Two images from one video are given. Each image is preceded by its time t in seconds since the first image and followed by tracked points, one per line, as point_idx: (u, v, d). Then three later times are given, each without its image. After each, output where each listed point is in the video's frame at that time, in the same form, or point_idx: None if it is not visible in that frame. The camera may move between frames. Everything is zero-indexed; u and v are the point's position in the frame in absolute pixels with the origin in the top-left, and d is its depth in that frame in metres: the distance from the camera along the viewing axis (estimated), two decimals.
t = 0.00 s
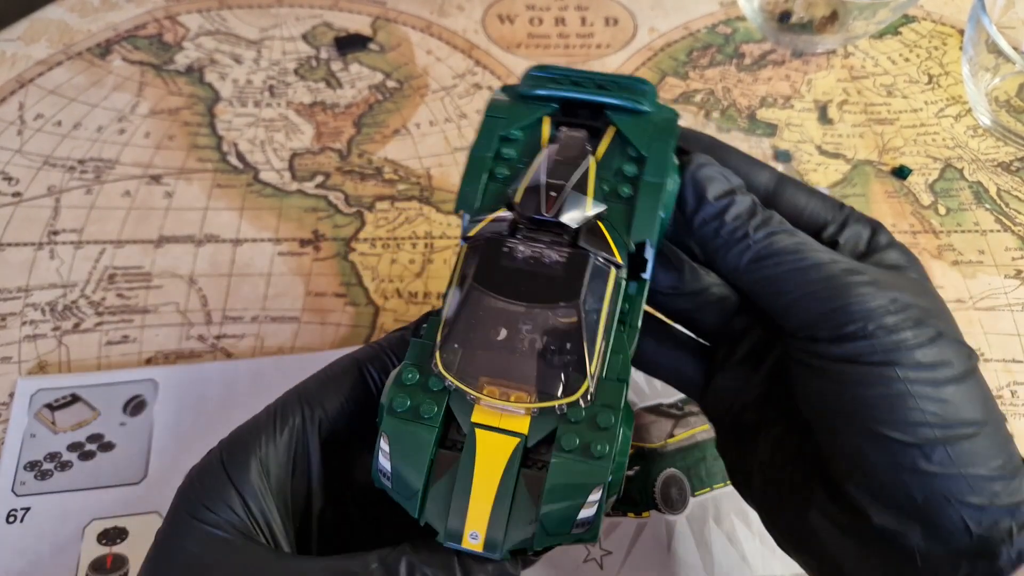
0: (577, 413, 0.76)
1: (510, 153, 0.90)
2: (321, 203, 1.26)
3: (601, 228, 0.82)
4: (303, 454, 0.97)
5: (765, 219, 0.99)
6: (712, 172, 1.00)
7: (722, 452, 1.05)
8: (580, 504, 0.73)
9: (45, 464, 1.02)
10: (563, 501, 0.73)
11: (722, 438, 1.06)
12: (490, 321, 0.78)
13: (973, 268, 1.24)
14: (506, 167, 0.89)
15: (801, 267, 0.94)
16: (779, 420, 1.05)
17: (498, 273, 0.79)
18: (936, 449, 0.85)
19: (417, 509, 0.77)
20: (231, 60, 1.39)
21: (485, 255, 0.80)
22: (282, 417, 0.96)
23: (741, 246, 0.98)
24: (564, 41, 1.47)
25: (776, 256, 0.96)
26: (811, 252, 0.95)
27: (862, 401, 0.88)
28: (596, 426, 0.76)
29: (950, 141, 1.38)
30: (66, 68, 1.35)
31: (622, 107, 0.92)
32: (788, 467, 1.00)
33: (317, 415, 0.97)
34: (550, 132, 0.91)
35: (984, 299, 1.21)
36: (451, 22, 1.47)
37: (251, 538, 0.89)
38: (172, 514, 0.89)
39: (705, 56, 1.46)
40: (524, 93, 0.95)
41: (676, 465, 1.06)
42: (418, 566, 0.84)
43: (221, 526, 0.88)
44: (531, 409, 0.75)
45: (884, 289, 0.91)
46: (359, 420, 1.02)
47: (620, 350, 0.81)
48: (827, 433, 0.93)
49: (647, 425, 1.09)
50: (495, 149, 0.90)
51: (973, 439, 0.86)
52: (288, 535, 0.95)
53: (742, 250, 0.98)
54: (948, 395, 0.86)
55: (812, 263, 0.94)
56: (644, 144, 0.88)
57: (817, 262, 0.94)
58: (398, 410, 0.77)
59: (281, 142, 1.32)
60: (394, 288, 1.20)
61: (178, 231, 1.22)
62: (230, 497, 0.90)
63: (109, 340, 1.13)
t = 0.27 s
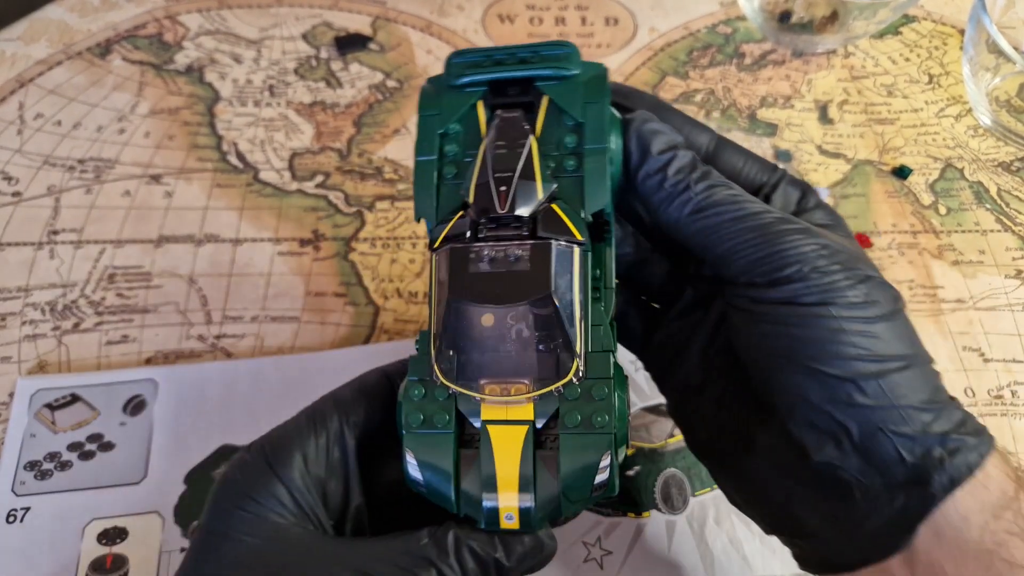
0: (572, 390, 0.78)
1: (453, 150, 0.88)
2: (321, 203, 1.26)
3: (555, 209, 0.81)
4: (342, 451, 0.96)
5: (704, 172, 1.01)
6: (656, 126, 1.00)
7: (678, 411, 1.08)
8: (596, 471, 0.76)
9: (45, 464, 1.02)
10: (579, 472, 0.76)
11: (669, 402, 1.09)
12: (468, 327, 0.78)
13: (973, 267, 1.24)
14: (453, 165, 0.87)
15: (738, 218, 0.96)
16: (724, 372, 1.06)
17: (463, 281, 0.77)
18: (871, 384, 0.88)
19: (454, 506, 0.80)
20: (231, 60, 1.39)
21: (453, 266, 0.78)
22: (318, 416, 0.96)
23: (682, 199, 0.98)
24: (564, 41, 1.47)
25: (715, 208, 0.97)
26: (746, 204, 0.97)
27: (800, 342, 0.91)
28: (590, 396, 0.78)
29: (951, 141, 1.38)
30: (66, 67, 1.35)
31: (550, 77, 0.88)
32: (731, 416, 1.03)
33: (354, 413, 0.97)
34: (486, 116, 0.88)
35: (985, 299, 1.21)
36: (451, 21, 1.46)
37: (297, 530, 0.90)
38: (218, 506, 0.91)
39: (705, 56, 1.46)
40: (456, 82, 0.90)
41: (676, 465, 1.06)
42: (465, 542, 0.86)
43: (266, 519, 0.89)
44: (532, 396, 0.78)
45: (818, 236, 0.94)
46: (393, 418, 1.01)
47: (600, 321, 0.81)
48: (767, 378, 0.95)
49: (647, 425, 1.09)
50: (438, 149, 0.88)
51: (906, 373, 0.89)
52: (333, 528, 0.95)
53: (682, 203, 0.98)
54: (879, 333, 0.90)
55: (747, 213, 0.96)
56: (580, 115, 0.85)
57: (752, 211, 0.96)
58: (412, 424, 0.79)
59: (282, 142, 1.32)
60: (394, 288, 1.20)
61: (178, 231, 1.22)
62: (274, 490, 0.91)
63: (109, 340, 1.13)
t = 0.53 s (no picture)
0: (580, 391, 0.79)
1: (441, 145, 0.87)
2: (321, 203, 1.26)
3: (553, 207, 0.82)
4: (348, 448, 0.96)
5: (695, 163, 1.01)
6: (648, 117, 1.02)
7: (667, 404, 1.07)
8: (606, 468, 0.78)
9: (45, 464, 1.02)
10: (590, 470, 0.78)
11: (656, 394, 1.09)
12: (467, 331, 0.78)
13: (973, 267, 1.24)
14: (441, 162, 0.86)
15: (728, 209, 0.96)
16: (712, 364, 1.06)
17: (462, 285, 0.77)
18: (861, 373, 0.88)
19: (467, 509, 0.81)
20: (231, 60, 1.39)
21: (451, 271, 0.78)
22: (324, 414, 0.97)
23: (673, 188, 0.98)
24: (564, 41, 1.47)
25: (704, 200, 0.97)
26: (735, 195, 0.97)
27: (791, 331, 0.91)
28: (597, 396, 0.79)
29: (951, 141, 1.38)
30: (66, 67, 1.35)
31: (538, 67, 0.88)
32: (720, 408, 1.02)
33: (360, 411, 0.98)
34: (473, 109, 0.89)
35: (985, 298, 1.21)
36: (451, 21, 1.46)
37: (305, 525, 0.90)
38: (224, 502, 0.91)
39: (705, 56, 1.46)
40: (441, 75, 0.89)
41: (676, 465, 1.06)
42: (475, 537, 0.87)
43: (273, 514, 0.89)
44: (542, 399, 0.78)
45: (808, 226, 0.94)
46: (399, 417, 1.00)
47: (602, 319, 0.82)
48: (758, 369, 0.95)
49: (647, 424, 1.10)
50: (425, 145, 0.87)
51: (895, 361, 0.89)
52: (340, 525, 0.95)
53: (672, 194, 0.98)
54: (870, 322, 0.90)
55: (737, 204, 0.97)
56: (572, 105, 0.86)
57: (742, 202, 0.97)
58: (420, 433, 0.79)
59: (282, 141, 1.32)
60: (394, 288, 1.20)
61: (178, 231, 1.22)
62: (281, 486, 0.91)
63: (109, 340, 1.13)
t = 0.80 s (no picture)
0: (580, 401, 0.81)
1: (449, 140, 0.85)
2: (321, 203, 1.26)
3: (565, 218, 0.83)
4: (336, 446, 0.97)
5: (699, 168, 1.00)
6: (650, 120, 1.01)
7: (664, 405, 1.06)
8: (600, 475, 0.81)
9: (45, 464, 1.02)
10: (583, 477, 0.81)
11: (652, 395, 1.08)
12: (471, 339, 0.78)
13: (973, 267, 1.24)
14: (449, 158, 0.84)
15: (736, 213, 0.96)
16: (711, 363, 1.06)
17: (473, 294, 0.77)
18: (869, 377, 0.90)
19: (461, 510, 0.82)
20: (231, 60, 1.39)
21: (462, 277, 0.78)
22: (313, 413, 0.97)
23: (679, 193, 0.98)
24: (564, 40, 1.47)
25: (712, 204, 0.97)
26: (742, 199, 0.97)
27: (800, 336, 0.92)
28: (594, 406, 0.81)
29: (951, 141, 1.38)
30: (66, 67, 1.35)
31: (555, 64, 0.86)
32: (722, 410, 1.02)
33: (348, 409, 0.98)
34: (484, 104, 0.87)
35: (985, 298, 1.21)
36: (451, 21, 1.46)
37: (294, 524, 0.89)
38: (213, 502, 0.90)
39: (705, 56, 1.46)
40: (453, 63, 0.85)
41: (676, 465, 1.06)
42: (466, 534, 0.88)
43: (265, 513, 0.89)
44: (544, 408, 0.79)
45: (815, 228, 0.95)
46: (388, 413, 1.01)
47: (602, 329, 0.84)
48: (767, 374, 0.95)
49: (647, 424, 1.10)
50: (432, 139, 0.84)
51: (899, 362, 0.91)
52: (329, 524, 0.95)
53: (679, 199, 0.98)
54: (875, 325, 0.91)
55: (745, 208, 0.96)
56: (588, 111, 0.86)
57: (750, 206, 0.97)
58: (419, 438, 0.80)
59: (282, 141, 1.32)
60: (394, 288, 1.20)
61: (178, 231, 1.22)
62: (272, 485, 0.91)
63: (109, 340, 1.13)
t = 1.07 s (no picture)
0: (574, 408, 0.83)
1: (452, 140, 0.83)
2: (321, 203, 1.26)
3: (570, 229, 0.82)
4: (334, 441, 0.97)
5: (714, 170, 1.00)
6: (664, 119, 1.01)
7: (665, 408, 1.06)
8: (588, 477, 0.84)
9: (45, 463, 1.02)
10: (572, 480, 0.84)
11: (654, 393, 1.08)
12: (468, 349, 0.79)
13: (973, 267, 1.24)
14: (452, 159, 0.83)
15: (751, 218, 0.96)
16: (719, 365, 1.07)
17: (474, 306, 0.78)
18: (880, 386, 0.91)
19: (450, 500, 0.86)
20: (231, 60, 1.39)
21: (464, 290, 0.78)
22: (312, 409, 0.97)
23: (692, 196, 0.98)
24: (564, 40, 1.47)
25: (726, 208, 0.97)
26: (756, 203, 0.97)
27: (813, 343, 0.93)
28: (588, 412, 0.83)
29: (951, 141, 1.38)
30: (66, 67, 1.35)
31: (570, 65, 0.83)
32: (726, 410, 1.04)
33: (347, 405, 0.98)
34: (490, 102, 0.84)
35: (985, 298, 1.21)
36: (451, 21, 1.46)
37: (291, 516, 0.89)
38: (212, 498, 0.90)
39: (705, 56, 1.46)
40: (462, 57, 0.82)
41: (676, 464, 1.06)
42: (459, 521, 0.89)
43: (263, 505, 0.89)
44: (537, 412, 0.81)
45: (831, 234, 0.95)
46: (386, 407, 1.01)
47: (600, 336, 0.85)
48: (778, 378, 0.96)
49: (647, 424, 1.10)
50: (435, 138, 0.83)
51: (910, 370, 0.92)
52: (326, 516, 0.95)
53: (692, 201, 0.98)
54: (889, 334, 0.92)
55: (759, 213, 0.97)
56: (600, 115, 0.84)
57: (765, 211, 0.97)
58: (414, 435, 0.82)
59: (282, 141, 1.32)
60: (394, 288, 1.20)
61: (178, 231, 1.22)
62: (271, 479, 0.91)
63: (109, 340, 1.13)
